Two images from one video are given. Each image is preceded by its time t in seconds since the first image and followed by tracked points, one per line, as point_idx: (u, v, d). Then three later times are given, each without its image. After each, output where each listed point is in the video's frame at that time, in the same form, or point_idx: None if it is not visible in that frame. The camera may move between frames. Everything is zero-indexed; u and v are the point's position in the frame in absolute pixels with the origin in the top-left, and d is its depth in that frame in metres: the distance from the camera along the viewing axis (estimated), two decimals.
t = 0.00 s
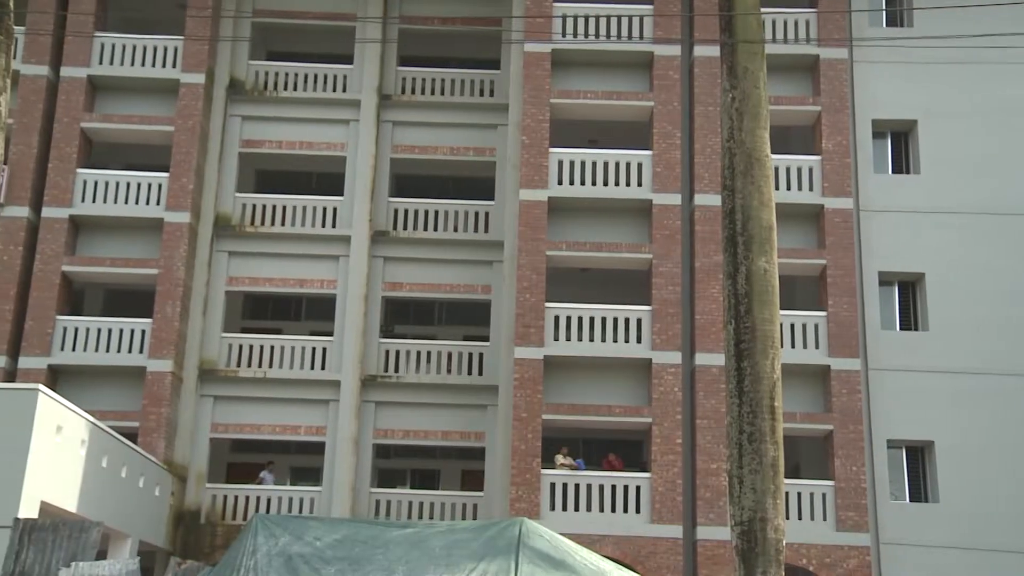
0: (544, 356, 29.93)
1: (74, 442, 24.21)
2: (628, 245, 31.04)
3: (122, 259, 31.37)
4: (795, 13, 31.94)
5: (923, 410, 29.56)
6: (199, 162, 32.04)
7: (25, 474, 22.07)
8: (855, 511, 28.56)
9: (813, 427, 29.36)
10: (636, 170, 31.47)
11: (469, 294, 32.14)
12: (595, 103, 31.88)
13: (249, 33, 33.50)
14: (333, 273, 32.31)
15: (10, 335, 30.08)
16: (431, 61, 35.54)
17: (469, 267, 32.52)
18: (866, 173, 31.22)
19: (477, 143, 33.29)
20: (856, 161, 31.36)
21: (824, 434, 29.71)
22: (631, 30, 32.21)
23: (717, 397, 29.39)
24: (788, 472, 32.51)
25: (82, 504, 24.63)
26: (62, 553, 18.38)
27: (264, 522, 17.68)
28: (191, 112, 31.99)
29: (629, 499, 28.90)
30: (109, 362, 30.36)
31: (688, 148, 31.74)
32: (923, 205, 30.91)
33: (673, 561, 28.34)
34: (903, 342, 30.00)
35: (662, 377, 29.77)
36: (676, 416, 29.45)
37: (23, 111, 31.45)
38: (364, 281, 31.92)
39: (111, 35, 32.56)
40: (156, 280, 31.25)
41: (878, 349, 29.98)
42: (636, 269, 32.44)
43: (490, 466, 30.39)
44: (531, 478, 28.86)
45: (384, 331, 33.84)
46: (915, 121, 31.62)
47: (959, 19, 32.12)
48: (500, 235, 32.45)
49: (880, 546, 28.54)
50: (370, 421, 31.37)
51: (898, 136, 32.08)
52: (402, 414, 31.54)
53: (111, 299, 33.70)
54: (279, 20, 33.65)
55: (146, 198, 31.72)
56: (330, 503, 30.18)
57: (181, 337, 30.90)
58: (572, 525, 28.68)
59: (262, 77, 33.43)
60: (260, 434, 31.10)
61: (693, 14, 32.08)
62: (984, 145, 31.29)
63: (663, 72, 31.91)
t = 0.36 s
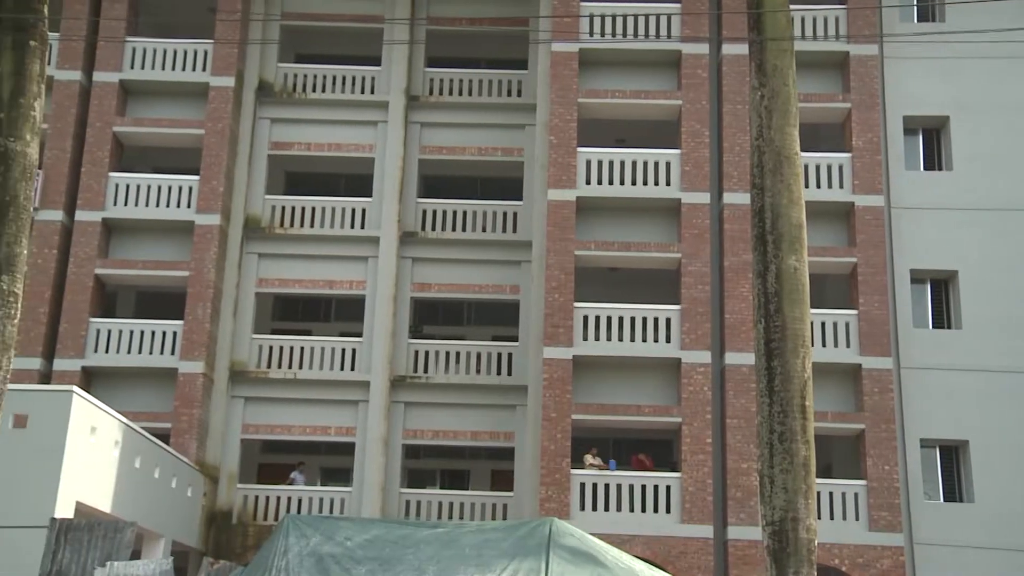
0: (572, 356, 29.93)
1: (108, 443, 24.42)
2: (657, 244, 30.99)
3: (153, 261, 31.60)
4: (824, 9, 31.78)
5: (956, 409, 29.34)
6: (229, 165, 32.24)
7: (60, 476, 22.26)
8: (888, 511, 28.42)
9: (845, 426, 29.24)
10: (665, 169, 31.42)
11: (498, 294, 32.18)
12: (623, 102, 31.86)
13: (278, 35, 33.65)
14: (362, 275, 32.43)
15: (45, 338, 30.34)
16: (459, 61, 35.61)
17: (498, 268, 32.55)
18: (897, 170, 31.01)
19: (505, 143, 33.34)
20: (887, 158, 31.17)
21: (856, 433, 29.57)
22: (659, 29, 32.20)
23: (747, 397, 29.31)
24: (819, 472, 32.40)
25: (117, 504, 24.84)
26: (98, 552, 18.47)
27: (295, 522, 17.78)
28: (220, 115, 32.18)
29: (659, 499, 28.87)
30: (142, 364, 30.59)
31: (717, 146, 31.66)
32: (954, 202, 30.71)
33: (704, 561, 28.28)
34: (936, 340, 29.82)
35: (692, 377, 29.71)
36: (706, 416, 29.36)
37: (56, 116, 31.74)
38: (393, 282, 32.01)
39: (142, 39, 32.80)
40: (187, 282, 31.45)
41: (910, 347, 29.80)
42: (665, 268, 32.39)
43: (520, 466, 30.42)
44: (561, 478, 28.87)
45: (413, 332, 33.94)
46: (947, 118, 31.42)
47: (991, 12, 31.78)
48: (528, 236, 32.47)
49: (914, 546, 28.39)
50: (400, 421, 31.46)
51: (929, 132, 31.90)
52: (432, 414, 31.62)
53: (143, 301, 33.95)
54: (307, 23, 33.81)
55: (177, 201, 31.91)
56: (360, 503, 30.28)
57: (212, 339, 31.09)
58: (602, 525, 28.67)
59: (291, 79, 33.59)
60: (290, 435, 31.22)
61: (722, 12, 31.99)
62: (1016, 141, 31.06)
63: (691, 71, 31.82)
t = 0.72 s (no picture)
0: (600, 356, 29.90)
1: (139, 444, 24.62)
2: (685, 243, 30.91)
3: (183, 263, 31.78)
4: (852, 6, 31.69)
5: (989, 407, 29.09)
6: (257, 167, 32.40)
7: (92, 477, 22.40)
8: (920, 511, 28.26)
9: (875, 426, 29.10)
10: (692, 168, 31.34)
11: (525, 294, 32.19)
12: (650, 101, 31.80)
13: (305, 38, 33.80)
14: (390, 276, 32.51)
15: (76, 340, 30.60)
16: (485, 62, 35.65)
17: (525, 268, 32.55)
18: (927, 167, 30.78)
19: (531, 143, 33.33)
20: (917, 155, 30.97)
21: (888, 432, 29.40)
22: (686, 27, 32.10)
23: (776, 396, 29.21)
24: (850, 472, 32.24)
25: (148, 505, 25.01)
26: (130, 552, 18.55)
27: (325, 523, 17.85)
28: (249, 117, 32.35)
29: (687, 499, 28.80)
30: (172, 365, 30.76)
31: (744, 145, 31.55)
32: (986, 199, 30.46)
33: (734, 561, 28.19)
34: (967, 339, 29.58)
35: (721, 377, 29.62)
36: (735, 416, 29.25)
37: (87, 120, 32.02)
38: (421, 282, 32.06)
39: (171, 43, 33.00)
40: (216, 284, 31.60)
41: (941, 345, 29.58)
42: (693, 268, 32.31)
43: (548, 466, 30.41)
44: (589, 478, 28.85)
45: (440, 332, 33.99)
46: (978, 114, 31.17)
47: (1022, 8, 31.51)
48: (555, 236, 32.45)
49: (946, 546, 28.19)
50: (428, 422, 31.51)
51: (960, 129, 31.64)
52: (460, 414, 31.66)
53: (174, 303, 34.17)
54: (334, 25, 33.89)
55: (206, 203, 32.07)
56: (389, 503, 30.37)
57: (242, 340, 31.24)
58: (630, 525, 28.63)
59: (318, 81, 33.73)
60: (319, 436, 31.35)
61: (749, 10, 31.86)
62: None
63: (718, 69, 31.72)
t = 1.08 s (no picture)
0: (628, 356, 29.87)
1: (170, 445, 24.76)
2: (712, 242, 30.83)
3: (211, 265, 31.95)
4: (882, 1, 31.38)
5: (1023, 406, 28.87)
6: (285, 169, 32.54)
7: (124, 478, 22.55)
8: (952, 511, 28.09)
9: (906, 425, 28.95)
10: (719, 166, 31.25)
11: (552, 294, 32.18)
12: (677, 100, 31.74)
13: (332, 40, 33.91)
14: (417, 277, 32.56)
15: (108, 342, 30.82)
16: (511, 62, 35.68)
17: (552, 268, 32.55)
18: (958, 163, 30.56)
19: (557, 143, 33.31)
20: (947, 151, 30.76)
21: (919, 431, 29.25)
22: (712, 25, 31.93)
23: (805, 395, 29.08)
24: (880, 471, 32.09)
25: (179, 506, 25.16)
26: (162, 552, 18.60)
27: (354, 523, 17.91)
28: (276, 119, 32.48)
29: (716, 499, 28.72)
30: (201, 367, 30.92)
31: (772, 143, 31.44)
32: (1017, 195, 30.24)
33: (764, 561, 28.09)
34: (999, 336, 29.37)
35: (749, 375, 29.53)
36: (764, 416, 29.16)
37: (117, 124, 32.27)
38: (447, 283, 32.11)
39: (200, 47, 33.22)
40: (244, 285, 31.75)
41: (973, 343, 29.38)
42: (720, 267, 32.22)
43: (576, 467, 30.38)
44: (617, 477, 28.81)
45: (468, 333, 34.05)
46: (1009, 110, 30.93)
47: None
48: (582, 235, 32.43)
49: (979, 545, 27.97)
50: (456, 422, 31.54)
51: (991, 125, 31.39)
52: (487, 415, 31.69)
53: (203, 305, 34.37)
54: (358, 26, 33.92)
55: (234, 205, 32.22)
56: (418, 503, 30.44)
57: (270, 341, 31.38)
58: (659, 525, 28.58)
59: (344, 83, 33.84)
60: (348, 436, 31.45)
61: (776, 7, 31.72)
62: None
63: (744, 67, 31.63)
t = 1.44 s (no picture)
0: (658, 355, 29.80)
1: (202, 445, 24.91)
2: (741, 241, 30.72)
3: (242, 267, 32.10)
4: None
5: None
6: (314, 170, 32.68)
7: (157, 479, 22.70)
8: (988, 511, 27.86)
9: (940, 424, 28.78)
10: (749, 165, 31.12)
11: (581, 294, 32.13)
12: (705, 98, 31.62)
13: (360, 41, 34.00)
14: (446, 277, 32.61)
15: (141, 344, 31.03)
16: (539, 62, 35.68)
17: (581, 268, 32.50)
18: (992, 160, 30.27)
19: (586, 143, 33.27)
20: (981, 146, 30.48)
21: (953, 430, 29.04)
22: (741, 23, 31.77)
23: (837, 394, 28.93)
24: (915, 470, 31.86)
25: (212, 506, 25.31)
26: (195, 552, 18.74)
27: (385, 524, 17.98)
28: (305, 121, 32.61)
29: (748, 499, 28.61)
30: (233, 368, 31.06)
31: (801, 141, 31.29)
32: None
33: (797, 561, 27.96)
34: None
35: (779, 374, 29.40)
36: (795, 415, 29.02)
37: (148, 127, 32.49)
38: (477, 283, 32.14)
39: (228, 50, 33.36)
40: (275, 287, 31.89)
41: (1008, 341, 29.09)
42: (750, 266, 32.10)
43: (606, 467, 30.33)
44: (647, 478, 28.76)
45: (497, 333, 34.07)
46: None
47: None
48: (611, 235, 32.38)
49: (1016, 546, 27.70)
50: (486, 422, 31.56)
51: None
52: (517, 415, 31.69)
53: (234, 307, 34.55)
54: (385, 27, 33.97)
55: (265, 207, 32.37)
56: (448, 503, 30.49)
57: (300, 342, 31.50)
58: (690, 525, 28.51)
59: (372, 84, 33.90)
60: (378, 437, 31.52)
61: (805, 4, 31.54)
62: None
63: (773, 65, 31.53)
